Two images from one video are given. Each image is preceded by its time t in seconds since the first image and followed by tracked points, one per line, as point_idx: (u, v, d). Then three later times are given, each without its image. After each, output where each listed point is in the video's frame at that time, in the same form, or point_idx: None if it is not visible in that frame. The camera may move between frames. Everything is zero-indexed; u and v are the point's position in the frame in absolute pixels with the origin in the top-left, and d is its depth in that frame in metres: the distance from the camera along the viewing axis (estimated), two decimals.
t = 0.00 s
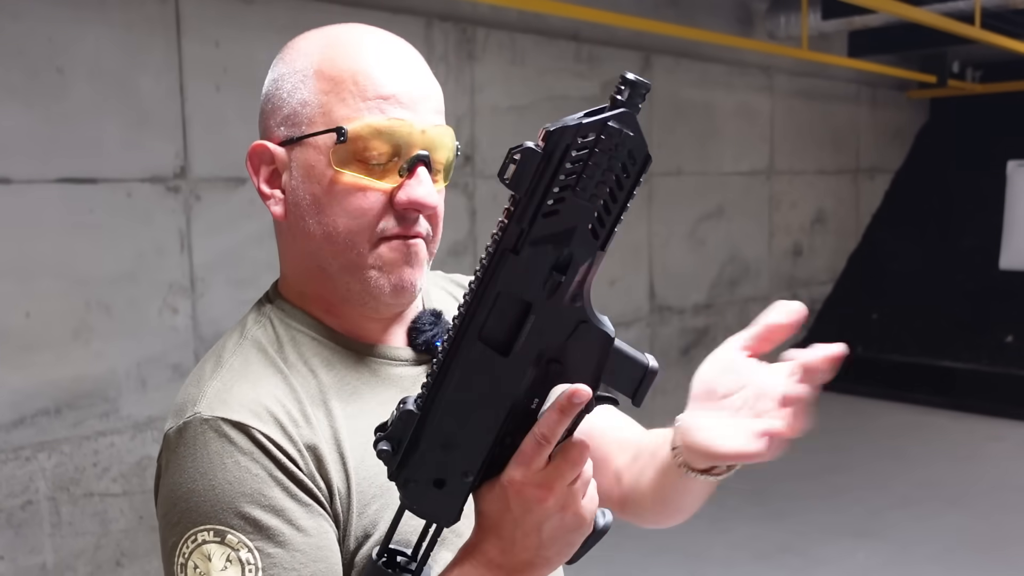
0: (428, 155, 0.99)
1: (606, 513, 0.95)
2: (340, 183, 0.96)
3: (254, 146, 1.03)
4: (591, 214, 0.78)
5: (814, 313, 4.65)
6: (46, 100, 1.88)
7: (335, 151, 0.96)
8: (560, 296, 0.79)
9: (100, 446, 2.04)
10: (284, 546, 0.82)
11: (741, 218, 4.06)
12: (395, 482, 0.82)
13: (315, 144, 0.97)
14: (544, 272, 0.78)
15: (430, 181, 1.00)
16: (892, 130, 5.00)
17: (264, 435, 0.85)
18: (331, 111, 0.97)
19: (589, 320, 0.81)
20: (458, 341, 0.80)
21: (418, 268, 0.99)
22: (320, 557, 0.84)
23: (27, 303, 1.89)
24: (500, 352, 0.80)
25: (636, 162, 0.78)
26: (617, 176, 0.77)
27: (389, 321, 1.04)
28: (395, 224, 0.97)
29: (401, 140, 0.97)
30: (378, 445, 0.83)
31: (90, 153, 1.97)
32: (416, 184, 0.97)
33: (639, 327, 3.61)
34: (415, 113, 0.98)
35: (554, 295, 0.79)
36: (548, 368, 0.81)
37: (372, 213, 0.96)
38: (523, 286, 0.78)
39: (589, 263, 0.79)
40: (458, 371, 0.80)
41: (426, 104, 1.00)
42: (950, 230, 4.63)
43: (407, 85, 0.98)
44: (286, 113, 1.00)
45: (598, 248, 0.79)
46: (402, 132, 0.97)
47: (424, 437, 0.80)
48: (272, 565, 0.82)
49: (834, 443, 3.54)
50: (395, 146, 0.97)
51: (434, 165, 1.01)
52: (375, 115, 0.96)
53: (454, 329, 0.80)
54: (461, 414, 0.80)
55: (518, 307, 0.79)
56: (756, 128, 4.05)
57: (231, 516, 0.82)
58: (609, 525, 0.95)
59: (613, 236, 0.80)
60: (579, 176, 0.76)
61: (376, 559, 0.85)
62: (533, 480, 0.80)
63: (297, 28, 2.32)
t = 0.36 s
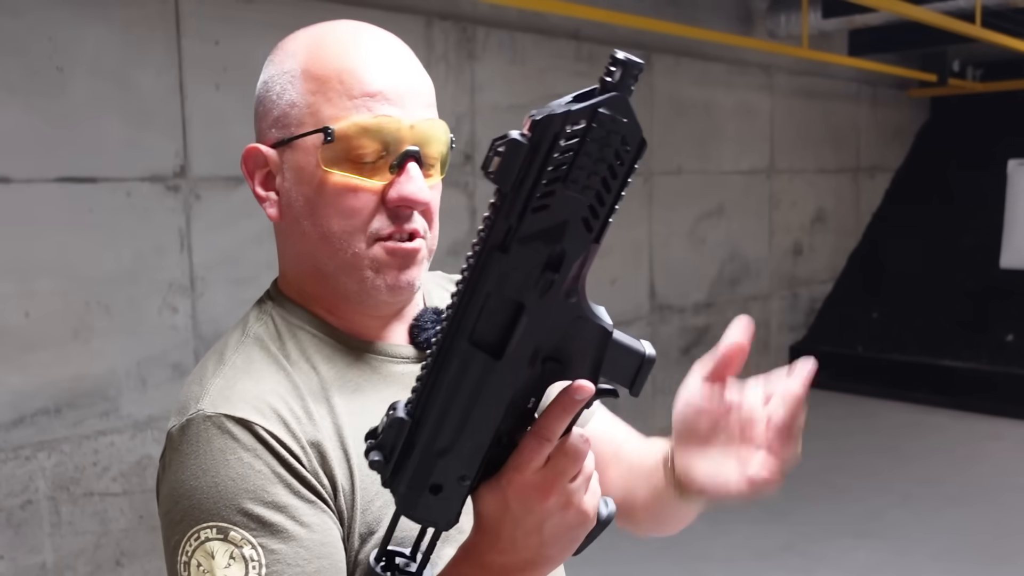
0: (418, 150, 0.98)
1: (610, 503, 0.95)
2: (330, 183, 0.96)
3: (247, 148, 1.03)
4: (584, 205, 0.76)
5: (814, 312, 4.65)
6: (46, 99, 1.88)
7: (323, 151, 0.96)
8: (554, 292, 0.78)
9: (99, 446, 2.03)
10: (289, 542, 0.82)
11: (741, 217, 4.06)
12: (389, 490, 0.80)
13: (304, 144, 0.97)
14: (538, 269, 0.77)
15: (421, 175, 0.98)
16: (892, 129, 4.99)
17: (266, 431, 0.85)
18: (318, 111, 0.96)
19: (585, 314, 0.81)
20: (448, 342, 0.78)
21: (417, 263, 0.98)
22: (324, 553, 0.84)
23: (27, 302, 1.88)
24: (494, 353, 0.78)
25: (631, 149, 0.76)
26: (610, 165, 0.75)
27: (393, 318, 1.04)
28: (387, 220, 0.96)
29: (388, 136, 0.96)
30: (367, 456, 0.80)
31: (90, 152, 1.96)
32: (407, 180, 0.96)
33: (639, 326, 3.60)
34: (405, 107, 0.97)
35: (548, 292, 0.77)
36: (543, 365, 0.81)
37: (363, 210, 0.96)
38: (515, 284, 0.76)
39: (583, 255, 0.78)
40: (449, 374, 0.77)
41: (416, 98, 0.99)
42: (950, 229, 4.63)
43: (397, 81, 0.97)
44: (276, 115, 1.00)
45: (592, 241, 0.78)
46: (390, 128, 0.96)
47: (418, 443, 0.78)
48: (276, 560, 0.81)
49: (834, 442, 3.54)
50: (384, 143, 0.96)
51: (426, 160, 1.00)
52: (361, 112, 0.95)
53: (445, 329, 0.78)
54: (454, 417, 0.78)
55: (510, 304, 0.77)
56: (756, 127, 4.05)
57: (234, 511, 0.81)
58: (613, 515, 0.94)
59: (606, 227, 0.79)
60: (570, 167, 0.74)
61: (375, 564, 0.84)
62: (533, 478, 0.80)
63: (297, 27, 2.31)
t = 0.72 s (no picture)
0: (406, 150, 0.98)
1: (607, 520, 0.92)
2: (319, 189, 0.97)
3: (247, 154, 1.05)
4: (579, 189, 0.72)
5: (814, 311, 4.64)
6: (46, 96, 1.87)
7: (310, 157, 0.97)
8: (546, 284, 0.74)
9: (100, 444, 2.03)
10: (284, 539, 0.80)
11: (741, 216, 4.05)
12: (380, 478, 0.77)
13: (292, 152, 0.98)
14: (527, 258, 0.72)
15: (411, 176, 0.98)
16: (892, 127, 4.98)
17: (268, 424, 0.84)
18: (304, 116, 0.97)
19: (579, 308, 0.76)
20: (438, 331, 0.75)
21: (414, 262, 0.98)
22: (321, 552, 0.82)
23: (27, 300, 1.88)
24: (483, 346, 0.74)
25: (624, 136, 0.71)
26: (603, 151, 0.71)
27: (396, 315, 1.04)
28: (379, 223, 0.96)
29: (374, 138, 0.96)
30: (359, 441, 0.78)
31: (90, 150, 1.96)
32: (395, 182, 0.96)
33: (640, 324, 3.60)
34: (391, 107, 0.97)
35: (539, 283, 0.73)
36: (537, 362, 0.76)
37: (353, 214, 0.96)
38: (504, 274, 0.73)
39: (576, 247, 0.73)
40: (437, 366, 0.74)
41: (404, 96, 0.98)
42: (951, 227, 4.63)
43: (382, 80, 0.97)
44: (269, 120, 1.01)
45: (584, 232, 0.73)
46: (375, 130, 0.96)
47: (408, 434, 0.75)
48: (271, 556, 0.79)
49: (835, 440, 3.54)
50: (370, 145, 0.96)
51: (418, 158, 0.99)
52: (347, 116, 0.95)
53: (436, 319, 0.75)
54: (443, 408, 0.74)
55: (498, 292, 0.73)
56: (756, 125, 4.05)
57: (230, 503, 0.80)
58: (609, 533, 0.92)
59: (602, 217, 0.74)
60: (560, 153, 0.70)
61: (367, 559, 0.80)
62: (526, 472, 0.76)
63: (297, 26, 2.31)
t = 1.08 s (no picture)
0: (403, 167, 0.97)
1: None
2: (320, 217, 0.96)
3: (225, 179, 1.02)
4: (709, 280, 1.01)
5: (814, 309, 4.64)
6: (46, 95, 1.87)
7: (305, 186, 0.95)
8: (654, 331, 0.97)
9: (100, 442, 2.03)
10: (224, 520, 0.84)
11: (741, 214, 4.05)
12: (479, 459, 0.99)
13: (285, 180, 0.96)
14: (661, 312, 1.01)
15: (410, 194, 0.98)
16: (892, 125, 4.98)
17: (216, 409, 0.88)
18: (292, 142, 0.94)
19: (666, 362, 0.94)
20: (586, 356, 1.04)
21: (415, 277, 1.02)
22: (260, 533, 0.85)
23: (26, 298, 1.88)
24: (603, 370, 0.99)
25: (773, 259, 1.03)
26: (754, 260, 1.03)
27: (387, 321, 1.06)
28: (382, 245, 0.98)
29: (370, 162, 0.95)
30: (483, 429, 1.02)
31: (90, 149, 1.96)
32: (398, 204, 0.97)
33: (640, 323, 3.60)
34: (385, 126, 0.96)
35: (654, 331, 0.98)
36: (615, 397, 0.95)
37: (357, 238, 0.97)
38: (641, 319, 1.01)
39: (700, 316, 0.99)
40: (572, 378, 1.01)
41: (394, 111, 0.97)
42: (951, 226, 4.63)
43: (370, 96, 0.94)
44: (249, 144, 0.98)
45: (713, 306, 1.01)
46: (371, 152, 0.95)
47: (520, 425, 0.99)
48: (209, 536, 0.83)
49: (835, 439, 3.54)
50: (368, 169, 0.95)
51: (413, 172, 1.00)
52: (341, 141, 0.94)
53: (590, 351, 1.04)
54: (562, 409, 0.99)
55: (626, 335, 1.00)
56: (756, 124, 4.04)
57: (175, 484, 0.85)
58: None
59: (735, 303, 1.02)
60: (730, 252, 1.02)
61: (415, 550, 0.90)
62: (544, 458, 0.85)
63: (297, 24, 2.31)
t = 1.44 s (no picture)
0: (398, 176, 0.97)
1: None
2: (312, 223, 0.97)
3: (221, 178, 1.02)
4: (735, 311, 1.06)
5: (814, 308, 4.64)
6: (47, 92, 1.88)
7: (298, 194, 0.95)
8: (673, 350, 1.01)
9: (101, 439, 2.04)
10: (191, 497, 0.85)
11: (741, 213, 4.06)
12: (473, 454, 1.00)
13: (279, 185, 0.96)
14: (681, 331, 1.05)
15: (405, 203, 0.98)
16: (892, 123, 4.97)
17: (203, 392, 0.90)
18: (288, 149, 0.94)
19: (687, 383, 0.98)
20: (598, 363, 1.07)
21: (410, 285, 1.02)
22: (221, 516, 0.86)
23: (28, 295, 1.89)
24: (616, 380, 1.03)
25: (797, 300, 1.09)
26: (782, 296, 1.08)
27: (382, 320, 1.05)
28: (373, 252, 0.98)
29: (365, 172, 0.95)
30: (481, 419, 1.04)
31: (91, 146, 1.96)
32: (392, 212, 0.97)
33: (640, 321, 3.61)
34: (382, 134, 0.95)
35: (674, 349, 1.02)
36: (632, 412, 0.99)
37: (348, 244, 0.97)
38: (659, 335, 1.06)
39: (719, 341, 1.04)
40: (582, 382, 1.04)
41: (392, 117, 0.96)
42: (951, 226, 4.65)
43: (368, 102, 0.94)
44: (245, 145, 0.98)
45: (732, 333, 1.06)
46: (367, 162, 0.95)
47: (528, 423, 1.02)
48: (177, 508, 0.84)
49: (834, 437, 3.54)
50: (363, 178, 0.95)
51: (410, 181, 0.99)
52: (336, 151, 0.94)
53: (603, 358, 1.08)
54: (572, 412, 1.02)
55: (643, 352, 1.04)
56: (756, 123, 4.04)
57: (151, 454, 0.86)
58: None
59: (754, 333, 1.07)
60: (760, 286, 1.08)
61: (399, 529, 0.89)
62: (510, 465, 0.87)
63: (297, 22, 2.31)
